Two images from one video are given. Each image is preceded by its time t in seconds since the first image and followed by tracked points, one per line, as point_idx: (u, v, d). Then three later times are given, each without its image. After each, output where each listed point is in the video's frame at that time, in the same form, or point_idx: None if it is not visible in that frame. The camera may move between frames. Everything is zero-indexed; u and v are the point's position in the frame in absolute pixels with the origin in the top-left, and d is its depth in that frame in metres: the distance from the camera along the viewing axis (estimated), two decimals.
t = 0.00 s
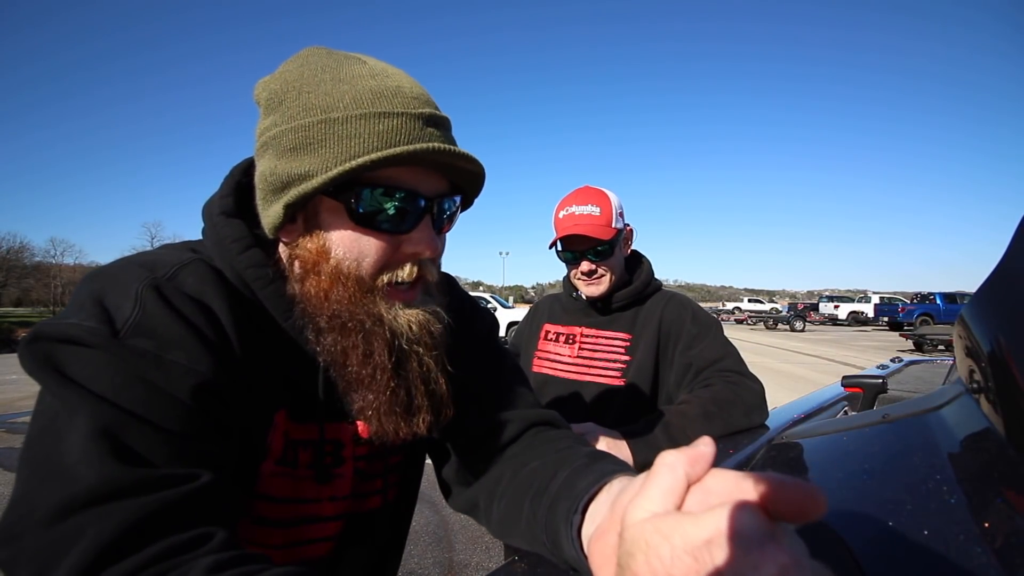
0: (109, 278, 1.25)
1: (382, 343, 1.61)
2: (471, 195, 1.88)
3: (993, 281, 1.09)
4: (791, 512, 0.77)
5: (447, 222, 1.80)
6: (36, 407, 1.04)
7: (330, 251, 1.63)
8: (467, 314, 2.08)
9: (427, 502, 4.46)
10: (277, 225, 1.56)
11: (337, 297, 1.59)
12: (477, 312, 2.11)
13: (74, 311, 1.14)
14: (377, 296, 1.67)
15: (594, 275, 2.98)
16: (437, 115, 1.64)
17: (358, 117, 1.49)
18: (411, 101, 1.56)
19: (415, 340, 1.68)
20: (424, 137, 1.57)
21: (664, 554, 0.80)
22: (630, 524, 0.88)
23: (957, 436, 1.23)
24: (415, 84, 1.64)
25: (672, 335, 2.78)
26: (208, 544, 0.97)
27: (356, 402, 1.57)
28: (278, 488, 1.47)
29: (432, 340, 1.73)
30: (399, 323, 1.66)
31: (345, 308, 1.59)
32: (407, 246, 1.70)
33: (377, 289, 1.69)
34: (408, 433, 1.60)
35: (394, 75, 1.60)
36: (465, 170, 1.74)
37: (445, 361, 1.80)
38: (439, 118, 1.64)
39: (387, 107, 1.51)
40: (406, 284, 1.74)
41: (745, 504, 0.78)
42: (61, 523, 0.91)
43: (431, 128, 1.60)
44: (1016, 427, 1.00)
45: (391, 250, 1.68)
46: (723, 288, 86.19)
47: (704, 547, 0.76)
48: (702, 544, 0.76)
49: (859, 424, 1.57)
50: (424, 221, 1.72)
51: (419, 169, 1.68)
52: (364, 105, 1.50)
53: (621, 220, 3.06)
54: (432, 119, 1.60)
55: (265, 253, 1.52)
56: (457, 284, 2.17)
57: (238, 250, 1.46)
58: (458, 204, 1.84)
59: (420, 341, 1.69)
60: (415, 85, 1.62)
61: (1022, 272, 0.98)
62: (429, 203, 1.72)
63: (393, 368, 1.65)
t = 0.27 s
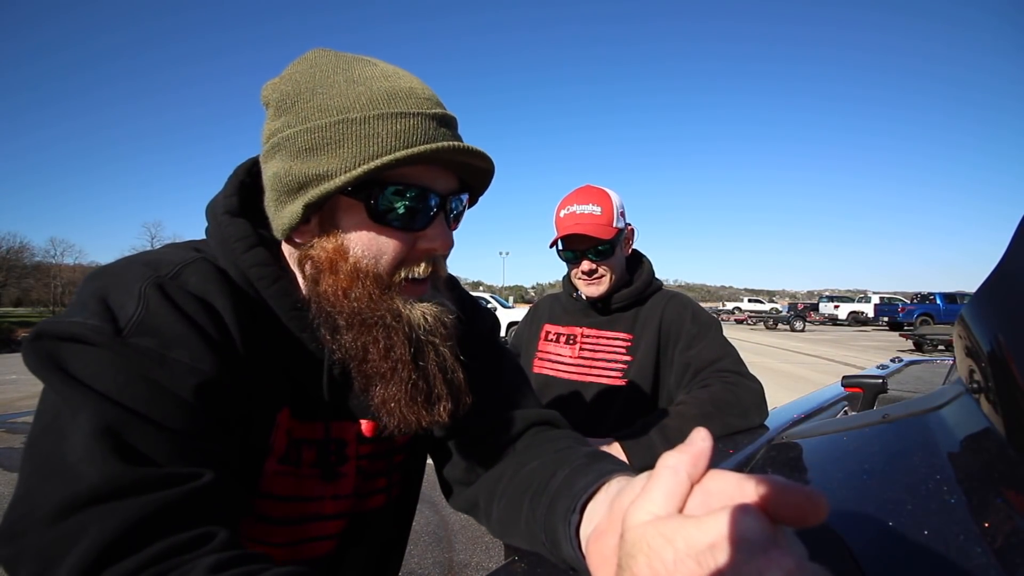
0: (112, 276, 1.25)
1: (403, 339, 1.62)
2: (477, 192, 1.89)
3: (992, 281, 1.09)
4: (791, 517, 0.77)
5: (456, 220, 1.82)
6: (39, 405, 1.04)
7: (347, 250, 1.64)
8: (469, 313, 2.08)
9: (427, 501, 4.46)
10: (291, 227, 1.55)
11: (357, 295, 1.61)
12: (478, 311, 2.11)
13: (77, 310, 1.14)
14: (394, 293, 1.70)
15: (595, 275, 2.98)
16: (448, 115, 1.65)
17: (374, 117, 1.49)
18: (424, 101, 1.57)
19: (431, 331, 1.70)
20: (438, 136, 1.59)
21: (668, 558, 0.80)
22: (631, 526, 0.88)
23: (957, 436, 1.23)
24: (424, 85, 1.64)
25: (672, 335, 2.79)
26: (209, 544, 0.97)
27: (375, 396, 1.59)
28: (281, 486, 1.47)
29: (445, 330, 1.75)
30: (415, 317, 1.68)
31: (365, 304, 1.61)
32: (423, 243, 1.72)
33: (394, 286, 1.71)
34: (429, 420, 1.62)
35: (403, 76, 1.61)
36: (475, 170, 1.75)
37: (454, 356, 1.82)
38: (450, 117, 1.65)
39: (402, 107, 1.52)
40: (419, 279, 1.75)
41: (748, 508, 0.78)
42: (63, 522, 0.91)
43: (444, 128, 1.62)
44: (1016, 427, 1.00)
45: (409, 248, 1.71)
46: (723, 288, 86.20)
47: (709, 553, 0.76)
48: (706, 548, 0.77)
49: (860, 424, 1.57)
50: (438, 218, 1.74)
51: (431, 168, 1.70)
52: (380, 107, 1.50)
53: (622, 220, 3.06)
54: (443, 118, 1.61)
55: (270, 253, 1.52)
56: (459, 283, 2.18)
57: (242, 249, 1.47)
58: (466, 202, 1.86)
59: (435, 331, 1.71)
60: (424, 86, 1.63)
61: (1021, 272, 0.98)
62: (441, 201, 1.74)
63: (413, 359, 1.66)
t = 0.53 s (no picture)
0: (111, 275, 1.25)
1: (414, 339, 1.65)
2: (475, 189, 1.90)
3: (993, 282, 1.09)
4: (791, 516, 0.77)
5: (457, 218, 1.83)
6: (38, 404, 1.04)
7: (357, 253, 1.64)
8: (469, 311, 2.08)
9: (427, 501, 4.46)
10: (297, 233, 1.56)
11: (368, 298, 1.62)
12: (479, 310, 2.11)
13: (76, 309, 1.13)
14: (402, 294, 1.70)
15: (593, 274, 2.98)
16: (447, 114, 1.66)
17: (378, 119, 1.50)
18: (424, 102, 1.58)
19: (437, 330, 1.74)
20: (440, 136, 1.60)
21: (667, 557, 0.80)
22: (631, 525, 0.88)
23: (957, 437, 1.23)
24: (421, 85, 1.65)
25: (670, 335, 2.78)
26: (208, 544, 0.97)
27: (388, 393, 1.61)
28: (282, 485, 1.47)
29: (449, 328, 1.80)
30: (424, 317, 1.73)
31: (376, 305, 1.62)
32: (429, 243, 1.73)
33: (401, 285, 1.71)
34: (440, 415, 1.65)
35: (400, 76, 1.61)
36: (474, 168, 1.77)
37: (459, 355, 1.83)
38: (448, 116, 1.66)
39: (404, 110, 1.53)
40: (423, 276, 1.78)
41: (749, 508, 0.77)
42: (61, 521, 0.91)
43: (445, 128, 1.63)
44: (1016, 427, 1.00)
45: (418, 247, 1.72)
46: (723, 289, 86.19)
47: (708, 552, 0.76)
48: (706, 547, 0.76)
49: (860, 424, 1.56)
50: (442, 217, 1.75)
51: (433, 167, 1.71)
52: (383, 112, 1.50)
53: (620, 219, 3.06)
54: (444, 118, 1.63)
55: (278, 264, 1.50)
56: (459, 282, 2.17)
57: (242, 248, 1.47)
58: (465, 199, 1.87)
59: (441, 329, 1.75)
60: (421, 86, 1.63)
61: (1021, 272, 0.98)
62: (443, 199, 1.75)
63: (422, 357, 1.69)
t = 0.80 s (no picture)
0: (109, 276, 1.25)
1: (419, 336, 1.66)
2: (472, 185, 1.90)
3: (993, 281, 1.08)
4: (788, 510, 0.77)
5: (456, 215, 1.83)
6: (36, 406, 1.04)
7: (359, 250, 1.64)
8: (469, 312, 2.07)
9: (427, 501, 4.46)
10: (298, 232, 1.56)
11: (371, 296, 1.62)
12: (479, 310, 2.11)
13: (75, 310, 1.13)
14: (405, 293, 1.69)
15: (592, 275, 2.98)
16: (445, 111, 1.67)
17: (379, 115, 1.49)
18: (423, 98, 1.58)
19: (443, 321, 1.75)
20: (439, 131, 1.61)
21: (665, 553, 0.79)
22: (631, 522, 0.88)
23: (958, 437, 1.23)
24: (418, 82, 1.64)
25: (670, 335, 2.78)
26: (208, 545, 0.97)
27: (396, 388, 1.61)
28: (281, 486, 1.46)
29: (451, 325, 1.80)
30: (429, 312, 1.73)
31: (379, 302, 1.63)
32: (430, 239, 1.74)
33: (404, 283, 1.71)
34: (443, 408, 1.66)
35: (398, 74, 1.61)
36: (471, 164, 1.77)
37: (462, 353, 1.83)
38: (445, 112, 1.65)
39: (404, 106, 1.53)
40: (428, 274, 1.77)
41: (746, 502, 0.77)
42: (59, 523, 0.91)
43: (443, 124, 1.63)
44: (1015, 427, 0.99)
45: (418, 244, 1.72)
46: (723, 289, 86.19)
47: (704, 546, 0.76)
48: (702, 543, 0.76)
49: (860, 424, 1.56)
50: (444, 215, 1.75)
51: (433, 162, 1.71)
52: (381, 111, 1.50)
53: (619, 219, 3.05)
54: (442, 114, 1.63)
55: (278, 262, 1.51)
56: (459, 282, 2.17)
57: (241, 248, 1.47)
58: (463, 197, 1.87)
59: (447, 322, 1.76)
60: (418, 83, 1.63)
61: (1020, 272, 0.98)
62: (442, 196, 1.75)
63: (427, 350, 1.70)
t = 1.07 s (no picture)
0: (111, 277, 1.25)
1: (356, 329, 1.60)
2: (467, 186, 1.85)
3: (993, 281, 1.08)
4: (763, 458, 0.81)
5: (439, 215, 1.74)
6: (38, 406, 1.04)
7: (314, 238, 1.63)
8: (471, 312, 2.07)
9: (427, 501, 4.46)
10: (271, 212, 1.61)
11: (313, 284, 1.58)
12: (479, 311, 2.11)
13: (77, 311, 1.14)
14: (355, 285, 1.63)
15: (598, 274, 2.97)
16: (433, 106, 1.63)
17: (344, 97, 1.48)
18: (398, 86, 1.55)
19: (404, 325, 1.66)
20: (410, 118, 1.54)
21: (680, 555, 0.81)
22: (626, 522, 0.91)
23: (958, 436, 1.23)
24: (411, 78, 1.63)
25: (672, 335, 2.79)
26: (208, 547, 0.97)
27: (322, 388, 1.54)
28: (283, 486, 1.47)
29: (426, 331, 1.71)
30: (376, 314, 1.63)
31: (321, 291, 1.58)
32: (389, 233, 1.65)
33: (359, 279, 1.64)
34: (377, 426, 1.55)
35: (386, 66, 1.61)
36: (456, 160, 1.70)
37: (433, 356, 1.75)
38: (428, 104, 1.61)
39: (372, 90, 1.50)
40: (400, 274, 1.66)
41: (702, 464, 0.84)
42: (60, 526, 0.91)
43: (421, 113, 1.57)
44: (1015, 427, 1.00)
45: (374, 238, 1.65)
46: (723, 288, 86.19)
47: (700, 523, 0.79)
48: (665, 508, 0.85)
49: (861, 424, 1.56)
50: (411, 209, 1.66)
51: (411, 155, 1.66)
52: (345, 88, 1.49)
53: (624, 220, 3.06)
54: (421, 104, 1.58)
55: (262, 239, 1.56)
56: (459, 282, 2.17)
57: (245, 248, 1.48)
58: (455, 199, 1.81)
59: (400, 329, 1.65)
60: (409, 78, 1.61)
61: (1020, 272, 0.98)
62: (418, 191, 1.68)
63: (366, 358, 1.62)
